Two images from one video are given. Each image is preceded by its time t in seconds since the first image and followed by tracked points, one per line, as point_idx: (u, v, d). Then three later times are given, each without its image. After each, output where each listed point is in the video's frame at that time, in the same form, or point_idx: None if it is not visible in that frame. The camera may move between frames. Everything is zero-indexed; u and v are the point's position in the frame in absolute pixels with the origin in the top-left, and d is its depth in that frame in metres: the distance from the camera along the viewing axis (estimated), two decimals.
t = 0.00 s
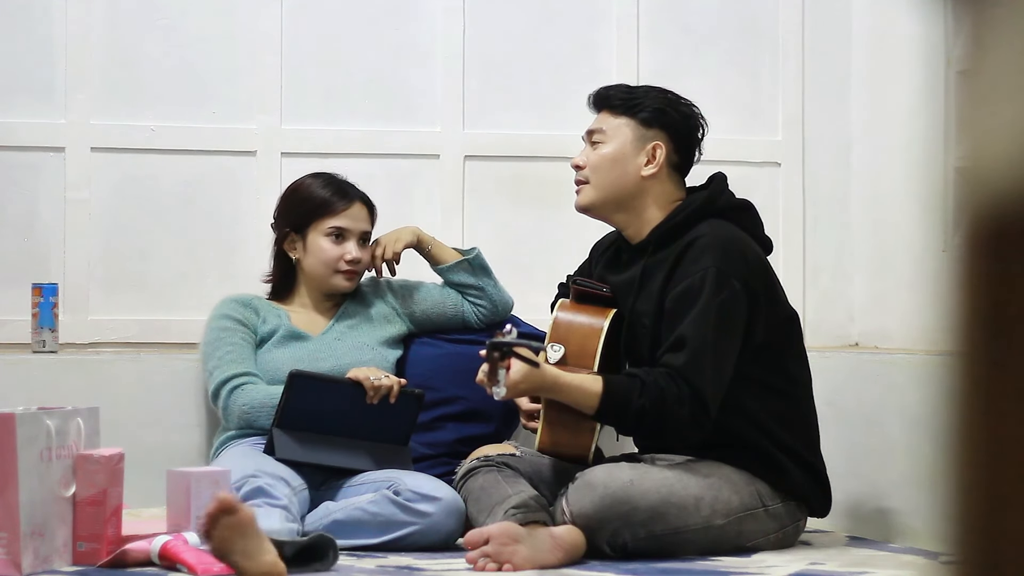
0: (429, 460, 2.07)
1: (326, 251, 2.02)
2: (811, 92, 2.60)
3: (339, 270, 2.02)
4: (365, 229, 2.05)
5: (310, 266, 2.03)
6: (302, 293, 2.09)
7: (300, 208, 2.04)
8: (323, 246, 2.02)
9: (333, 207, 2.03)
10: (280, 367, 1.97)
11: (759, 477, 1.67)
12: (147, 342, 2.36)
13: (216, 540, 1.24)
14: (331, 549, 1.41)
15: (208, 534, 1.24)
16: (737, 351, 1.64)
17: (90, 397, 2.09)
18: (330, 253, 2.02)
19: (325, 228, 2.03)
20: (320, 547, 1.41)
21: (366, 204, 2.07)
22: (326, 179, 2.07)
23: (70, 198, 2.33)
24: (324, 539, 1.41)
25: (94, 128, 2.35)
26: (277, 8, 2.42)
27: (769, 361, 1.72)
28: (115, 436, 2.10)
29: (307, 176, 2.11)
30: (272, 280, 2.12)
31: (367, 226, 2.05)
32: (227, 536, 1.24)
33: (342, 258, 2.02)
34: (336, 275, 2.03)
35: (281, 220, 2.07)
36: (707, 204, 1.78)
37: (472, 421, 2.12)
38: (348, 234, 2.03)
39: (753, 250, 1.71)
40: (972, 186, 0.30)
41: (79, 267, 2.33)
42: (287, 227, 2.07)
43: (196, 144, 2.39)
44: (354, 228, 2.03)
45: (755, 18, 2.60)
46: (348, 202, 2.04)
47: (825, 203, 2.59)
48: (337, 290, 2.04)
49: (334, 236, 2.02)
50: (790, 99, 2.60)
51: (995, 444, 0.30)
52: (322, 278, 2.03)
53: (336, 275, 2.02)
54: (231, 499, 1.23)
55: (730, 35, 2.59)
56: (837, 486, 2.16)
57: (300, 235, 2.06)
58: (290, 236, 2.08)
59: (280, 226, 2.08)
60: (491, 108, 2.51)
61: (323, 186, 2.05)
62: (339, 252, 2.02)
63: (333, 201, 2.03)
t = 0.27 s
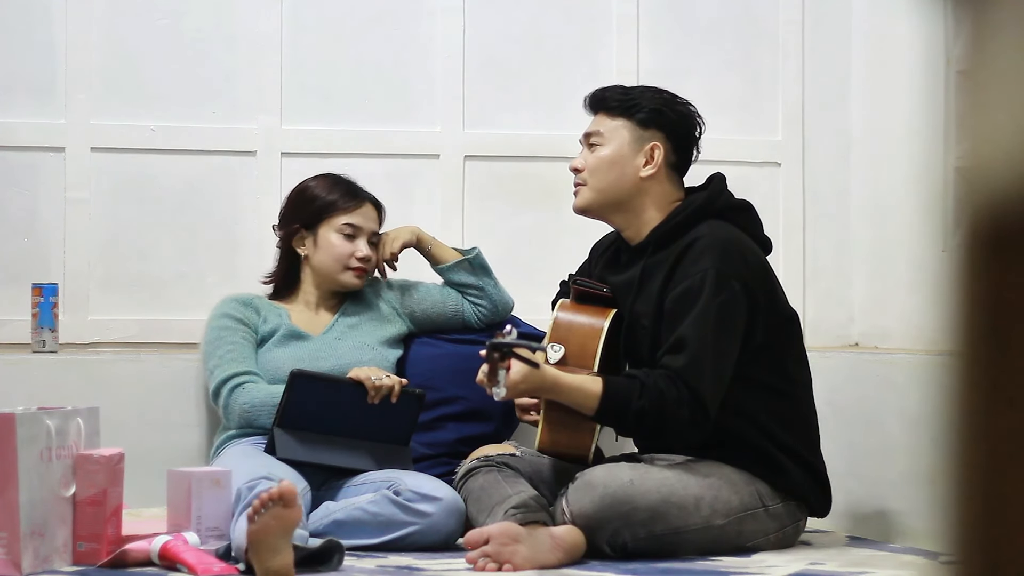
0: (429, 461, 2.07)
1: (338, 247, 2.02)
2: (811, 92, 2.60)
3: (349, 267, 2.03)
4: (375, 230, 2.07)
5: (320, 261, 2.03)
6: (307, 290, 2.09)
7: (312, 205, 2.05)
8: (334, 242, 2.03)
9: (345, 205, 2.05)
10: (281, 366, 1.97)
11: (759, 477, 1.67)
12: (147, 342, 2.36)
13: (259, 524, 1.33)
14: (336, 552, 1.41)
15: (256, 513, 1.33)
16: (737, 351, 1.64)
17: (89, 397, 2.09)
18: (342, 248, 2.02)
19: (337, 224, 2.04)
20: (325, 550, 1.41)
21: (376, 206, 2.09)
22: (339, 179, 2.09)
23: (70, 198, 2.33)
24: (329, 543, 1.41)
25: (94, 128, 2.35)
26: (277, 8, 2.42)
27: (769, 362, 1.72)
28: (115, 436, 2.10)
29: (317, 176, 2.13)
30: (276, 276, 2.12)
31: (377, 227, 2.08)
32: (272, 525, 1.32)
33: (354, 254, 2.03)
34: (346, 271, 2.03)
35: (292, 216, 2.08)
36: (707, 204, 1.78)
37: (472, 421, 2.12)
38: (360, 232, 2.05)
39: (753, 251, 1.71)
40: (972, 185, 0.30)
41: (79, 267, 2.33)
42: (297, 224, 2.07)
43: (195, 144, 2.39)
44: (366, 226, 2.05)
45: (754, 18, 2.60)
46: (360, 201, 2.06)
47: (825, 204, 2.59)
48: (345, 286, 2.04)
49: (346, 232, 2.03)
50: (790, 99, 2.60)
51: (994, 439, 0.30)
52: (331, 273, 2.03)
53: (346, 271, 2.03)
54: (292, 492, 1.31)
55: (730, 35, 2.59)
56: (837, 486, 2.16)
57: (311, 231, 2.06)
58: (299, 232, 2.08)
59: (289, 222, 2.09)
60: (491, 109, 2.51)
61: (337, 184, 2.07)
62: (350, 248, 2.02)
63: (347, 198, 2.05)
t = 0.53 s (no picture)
0: (429, 461, 2.07)
1: (326, 261, 2.01)
2: (811, 92, 2.60)
3: (342, 277, 2.02)
4: (363, 232, 2.03)
5: (313, 274, 2.03)
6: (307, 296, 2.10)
7: (298, 217, 2.03)
8: (323, 256, 2.01)
9: (330, 214, 2.01)
10: (283, 368, 1.97)
11: (759, 477, 1.67)
12: (147, 342, 2.36)
13: (264, 524, 1.33)
14: (337, 552, 1.42)
15: (261, 513, 1.33)
16: (736, 352, 1.64)
17: (89, 397, 2.09)
18: (331, 261, 2.01)
19: (323, 236, 2.01)
20: (326, 551, 1.42)
21: (362, 206, 2.05)
22: (319, 184, 2.04)
23: (70, 198, 2.33)
24: (331, 544, 1.41)
25: (94, 128, 2.35)
26: (277, 8, 2.42)
27: (769, 363, 1.72)
28: (115, 436, 2.10)
29: (300, 179, 2.09)
30: (276, 283, 2.12)
31: (364, 227, 2.04)
32: (277, 525, 1.33)
33: (343, 265, 2.01)
34: (339, 281, 2.02)
35: (280, 230, 2.06)
36: (706, 206, 1.78)
37: (472, 421, 2.12)
38: (347, 239, 2.02)
39: (752, 252, 1.71)
40: (973, 187, 0.30)
41: (79, 266, 2.33)
42: (286, 237, 2.06)
43: (195, 144, 2.39)
44: (353, 232, 2.02)
45: (755, 18, 2.60)
46: (342, 206, 2.02)
47: (825, 204, 2.59)
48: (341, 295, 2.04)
49: (333, 244, 2.01)
50: (790, 99, 2.60)
51: (996, 439, 0.30)
52: (325, 284, 2.03)
53: (339, 282, 2.02)
54: (299, 492, 1.32)
55: (730, 35, 2.59)
56: (838, 487, 2.16)
57: (299, 244, 2.04)
58: (290, 245, 2.07)
59: (279, 236, 2.07)
60: (491, 109, 2.51)
61: (319, 192, 2.03)
62: (339, 259, 2.01)
63: (330, 206, 2.01)
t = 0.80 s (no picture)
0: (429, 461, 2.09)
1: (309, 271, 1.98)
2: (811, 92, 2.60)
3: (327, 286, 1.99)
4: (346, 238, 1.99)
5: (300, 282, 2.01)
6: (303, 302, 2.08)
7: (282, 225, 2.01)
8: (306, 266, 1.98)
9: (312, 222, 1.98)
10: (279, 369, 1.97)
11: (759, 478, 1.67)
12: (147, 342, 2.36)
13: (270, 523, 1.33)
14: (338, 553, 1.42)
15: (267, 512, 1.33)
16: (736, 354, 1.64)
17: (89, 397, 2.09)
18: (314, 270, 1.98)
19: (306, 245, 1.98)
20: (327, 551, 1.42)
21: (346, 212, 2.01)
22: (302, 192, 2.01)
23: (70, 198, 2.33)
24: (332, 544, 1.41)
25: (94, 128, 2.35)
26: (277, 7, 2.42)
27: (769, 363, 1.72)
28: (115, 435, 2.10)
29: (289, 186, 2.06)
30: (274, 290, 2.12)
31: (348, 233, 1.99)
32: (282, 525, 1.33)
33: (326, 273, 1.98)
34: (325, 290, 2.00)
35: (269, 240, 2.05)
36: (706, 206, 1.78)
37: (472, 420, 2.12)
38: (329, 248, 1.98)
39: (752, 253, 1.71)
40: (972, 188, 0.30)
41: (79, 267, 2.33)
42: (274, 245, 2.04)
43: (196, 144, 2.39)
44: (335, 240, 1.98)
45: (755, 18, 2.60)
46: (323, 214, 1.98)
47: (825, 203, 2.59)
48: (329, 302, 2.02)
49: (316, 253, 1.98)
50: (790, 99, 2.60)
51: (996, 438, 0.30)
52: (313, 293, 2.01)
53: (326, 291, 2.00)
54: (307, 493, 1.33)
55: (730, 35, 2.59)
56: (838, 487, 2.16)
57: (286, 254, 2.03)
58: (279, 255, 2.05)
59: (269, 247, 2.06)
60: (491, 109, 2.51)
61: (302, 200, 2.00)
62: (322, 268, 1.98)
63: (310, 216, 1.98)
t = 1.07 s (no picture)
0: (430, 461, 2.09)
1: (304, 271, 1.97)
2: (811, 92, 2.60)
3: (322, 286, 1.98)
4: (342, 238, 1.98)
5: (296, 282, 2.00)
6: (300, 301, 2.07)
7: (279, 225, 2.00)
8: (301, 266, 1.97)
9: (308, 222, 1.97)
10: (275, 367, 1.97)
11: (759, 478, 1.67)
12: (147, 342, 2.36)
13: (270, 523, 1.33)
14: (338, 553, 1.42)
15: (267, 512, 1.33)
16: (737, 354, 1.64)
17: (89, 396, 2.09)
18: (309, 270, 1.97)
19: (301, 245, 1.97)
20: (327, 551, 1.42)
21: (342, 212, 1.99)
22: (299, 191, 2.00)
23: (70, 198, 2.33)
24: (332, 544, 1.41)
25: (95, 128, 2.35)
26: (277, 7, 2.42)
27: (769, 363, 1.72)
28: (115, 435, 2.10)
29: (288, 185, 2.05)
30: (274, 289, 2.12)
31: (344, 234, 1.98)
32: (283, 525, 1.33)
33: (321, 274, 1.97)
34: (321, 290, 1.99)
35: (267, 239, 2.04)
36: (706, 207, 1.78)
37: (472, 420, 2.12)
38: (325, 248, 1.97)
39: (752, 254, 1.71)
40: (970, 187, 0.30)
41: (79, 266, 2.33)
42: (272, 245, 2.03)
43: (196, 144, 2.39)
44: (330, 241, 1.97)
45: (755, 18, 2.60)
46: (319, 214, 1.97)
47: (825, 203, 2.59)
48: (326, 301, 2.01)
49: (311, 253, 1.97)
50: (790, 99, 2.60)
51: (996, 438, 0.30)
52: (309, 293, 2.00)
53: (321, 291, 1.98)
54: (309, 493, 1.32)
55: (730, 35, 2.60)
56: (838, 487, 2.16)
57: (283, 253, 2.02)
58: (277, 254, 2.04)
59: (266, 246, 2.05)
60: (491, 108, 2.51)
61: (298, 199, 1.98)
62: (317, 268, 1.96)
63: (307, 215, 1.97)
